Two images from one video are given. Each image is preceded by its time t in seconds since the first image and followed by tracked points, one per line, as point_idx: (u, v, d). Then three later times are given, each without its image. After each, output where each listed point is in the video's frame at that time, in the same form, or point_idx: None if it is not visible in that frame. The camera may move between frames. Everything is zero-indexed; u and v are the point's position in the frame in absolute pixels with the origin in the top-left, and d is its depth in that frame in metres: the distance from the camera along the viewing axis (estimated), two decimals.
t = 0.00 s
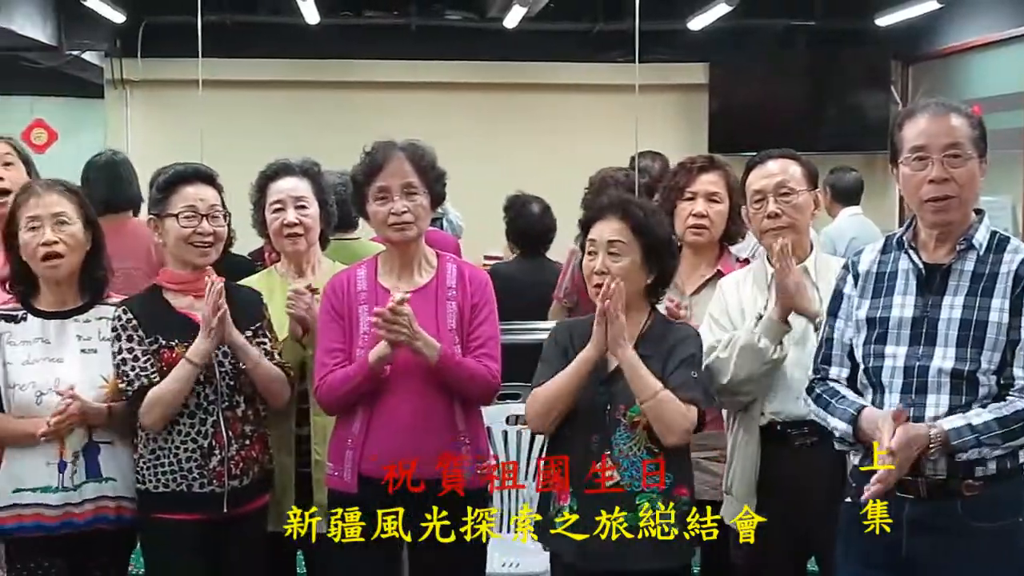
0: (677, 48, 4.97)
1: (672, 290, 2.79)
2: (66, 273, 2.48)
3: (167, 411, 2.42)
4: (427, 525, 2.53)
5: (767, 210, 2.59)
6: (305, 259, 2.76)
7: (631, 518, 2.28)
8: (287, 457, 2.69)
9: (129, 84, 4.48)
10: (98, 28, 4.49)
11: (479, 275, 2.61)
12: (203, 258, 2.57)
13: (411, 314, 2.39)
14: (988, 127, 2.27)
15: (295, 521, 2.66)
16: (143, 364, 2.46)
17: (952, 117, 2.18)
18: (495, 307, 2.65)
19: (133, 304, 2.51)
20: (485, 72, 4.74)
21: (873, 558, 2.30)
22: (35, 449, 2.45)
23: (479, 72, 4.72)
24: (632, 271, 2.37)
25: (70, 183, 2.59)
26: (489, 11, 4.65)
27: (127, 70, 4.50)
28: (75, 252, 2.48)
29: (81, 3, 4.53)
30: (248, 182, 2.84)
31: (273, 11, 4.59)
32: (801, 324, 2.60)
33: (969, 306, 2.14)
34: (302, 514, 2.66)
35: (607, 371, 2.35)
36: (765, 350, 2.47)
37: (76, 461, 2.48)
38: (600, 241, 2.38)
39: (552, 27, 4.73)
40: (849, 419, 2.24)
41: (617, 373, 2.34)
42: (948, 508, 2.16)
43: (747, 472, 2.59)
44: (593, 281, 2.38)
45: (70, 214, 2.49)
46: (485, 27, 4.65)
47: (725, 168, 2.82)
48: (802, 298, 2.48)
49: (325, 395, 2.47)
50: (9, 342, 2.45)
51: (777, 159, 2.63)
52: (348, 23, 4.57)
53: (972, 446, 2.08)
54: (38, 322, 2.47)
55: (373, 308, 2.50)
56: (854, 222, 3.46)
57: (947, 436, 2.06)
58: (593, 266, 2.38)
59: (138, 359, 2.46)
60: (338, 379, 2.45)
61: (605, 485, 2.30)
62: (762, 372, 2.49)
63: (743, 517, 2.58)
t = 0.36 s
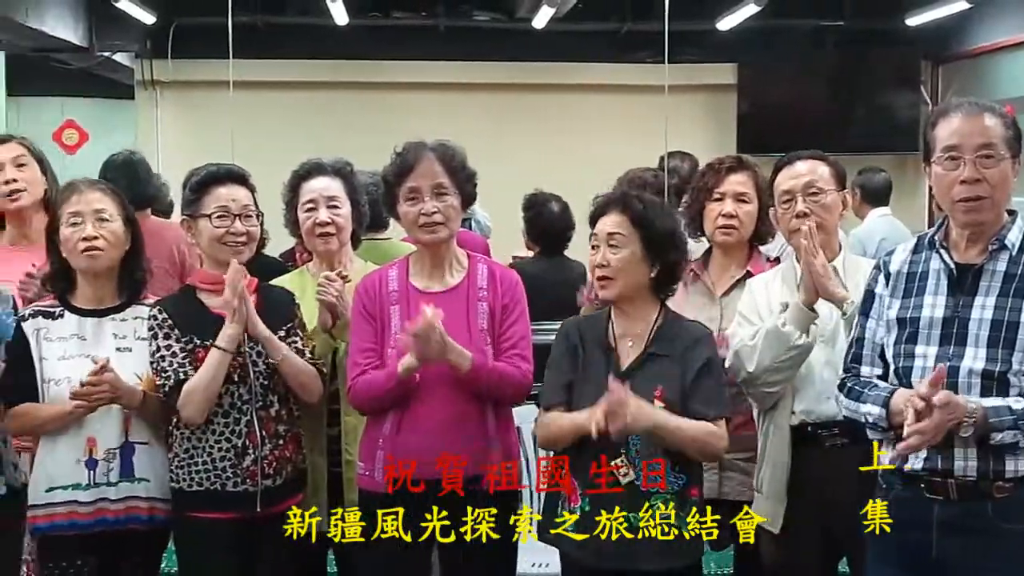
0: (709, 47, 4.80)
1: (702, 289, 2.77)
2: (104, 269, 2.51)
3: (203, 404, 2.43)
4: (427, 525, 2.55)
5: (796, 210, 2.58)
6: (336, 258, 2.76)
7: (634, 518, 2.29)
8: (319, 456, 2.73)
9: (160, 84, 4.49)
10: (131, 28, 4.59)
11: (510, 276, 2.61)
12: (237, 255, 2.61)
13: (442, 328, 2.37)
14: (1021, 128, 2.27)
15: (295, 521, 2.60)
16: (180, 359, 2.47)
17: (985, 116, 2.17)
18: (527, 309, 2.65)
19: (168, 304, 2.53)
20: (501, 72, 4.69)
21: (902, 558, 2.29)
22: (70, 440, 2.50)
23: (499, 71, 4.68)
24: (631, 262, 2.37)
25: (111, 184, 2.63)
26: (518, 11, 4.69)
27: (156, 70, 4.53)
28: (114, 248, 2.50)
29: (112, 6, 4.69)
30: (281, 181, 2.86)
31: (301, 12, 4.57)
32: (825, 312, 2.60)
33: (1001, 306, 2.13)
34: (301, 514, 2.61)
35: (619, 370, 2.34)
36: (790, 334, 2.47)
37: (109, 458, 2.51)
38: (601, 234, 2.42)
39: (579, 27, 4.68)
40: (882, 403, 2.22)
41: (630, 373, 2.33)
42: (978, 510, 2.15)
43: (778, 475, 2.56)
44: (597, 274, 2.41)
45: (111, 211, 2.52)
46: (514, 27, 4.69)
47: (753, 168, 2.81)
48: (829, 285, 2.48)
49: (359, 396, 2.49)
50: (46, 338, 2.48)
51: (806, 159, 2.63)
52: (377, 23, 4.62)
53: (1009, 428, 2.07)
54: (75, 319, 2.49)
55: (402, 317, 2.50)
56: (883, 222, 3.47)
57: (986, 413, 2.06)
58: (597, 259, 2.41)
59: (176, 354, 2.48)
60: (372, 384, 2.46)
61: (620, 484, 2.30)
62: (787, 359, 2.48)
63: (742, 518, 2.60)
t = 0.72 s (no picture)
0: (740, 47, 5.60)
1: (735, 291, 2.78)
2: (142, 271, 2.54)
3: (226, 417, 2.46)
4: (427, 525, 2.56)
5: (829, 209, 2.56)
6: (369, 257, 2.80)
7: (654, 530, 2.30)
8: (352, 454, 2.75)
9: (195, 86, 5.24)
10: (165, 30, 5.14)
11: (543, 277, 2.62)
12: (271, 254, 2.61)
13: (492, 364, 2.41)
14: None
15: (295, 521, 2.52)
16: (206, 367, 2.48)
17: (1021, 115, 2.15)
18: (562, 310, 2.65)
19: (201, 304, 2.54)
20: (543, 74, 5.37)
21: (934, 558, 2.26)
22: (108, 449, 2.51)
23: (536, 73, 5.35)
24: (654, 269, 2.37)
25: (152, 187, 2.66)
26: (551, 12, 5.21)
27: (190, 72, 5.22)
28: (153, 250, 2.53)
29: (146, 7, 5.16)
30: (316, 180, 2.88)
31: (338, 13, 5.18)
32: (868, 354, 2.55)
33: None
34: (301, 514, 2.53)
35: (637, 378, 2.36)
36: (833, 382, 2.48)
37: (149, 458, 2.53)
38: (620, 241, 2.40)
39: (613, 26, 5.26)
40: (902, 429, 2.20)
41: (648, 381, 2.33)
42: (1013, 512, 2.12)
43: (807, 480, 2.57)
44: (619, 282, 2.38)
45: (151, 214, 2.54)
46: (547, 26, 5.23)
47: (785, 167, 2.80)
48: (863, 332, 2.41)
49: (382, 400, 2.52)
50: (84, 339, 2.52)
51: (840, 159, 2.61)
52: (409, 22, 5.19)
53: None
54: (114, 320, 2.53)
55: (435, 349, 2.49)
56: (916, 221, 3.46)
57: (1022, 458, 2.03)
58: (617, 267, 2.38)
59: (203, 360, 2.49)
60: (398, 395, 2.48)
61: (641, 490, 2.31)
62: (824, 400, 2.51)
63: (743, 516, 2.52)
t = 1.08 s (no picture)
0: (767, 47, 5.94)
1: (764, 288, 2.78)
2: (176, 268, 2.57)
3: (244, 398, 2.44)
4: (428, 525, 2.59)
5: (860, 205, 2.58)
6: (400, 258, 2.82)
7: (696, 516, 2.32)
8: (379, 452, 2.76)
9: (221, 87, 5.63)
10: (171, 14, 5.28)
11: (571, 276, 2.60)
12: (298, 254, 2.62)
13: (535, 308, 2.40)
14: None
15: (295, 521, 2.51)
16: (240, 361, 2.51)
17: None
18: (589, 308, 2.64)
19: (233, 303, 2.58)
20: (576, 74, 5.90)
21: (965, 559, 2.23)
22: (135, 441, 2.53)
23: (572, 74, 5.88)
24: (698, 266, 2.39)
25: (194, 188, 2.69)
26: (577, 12, 5.74)
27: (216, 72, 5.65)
28: (189, 249, 2.56)
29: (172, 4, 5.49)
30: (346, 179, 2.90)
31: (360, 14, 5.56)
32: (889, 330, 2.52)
33: None
34: (301, 514, 2.51)
35: (666, 371, 2.34)
36: (853, 349, 2.45)
37: (176, 456, 2.54)
38: (668, 236, 2.38)
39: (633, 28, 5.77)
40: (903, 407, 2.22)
41: (677, 374, 2.33)
42: None
43: (839, 474, 2.56)
44: (663, 278, 2.36)
45: (189, 213, 2.58)
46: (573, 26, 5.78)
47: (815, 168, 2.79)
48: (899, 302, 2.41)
49: (405, 388, 2.54)
50: (116, 334, 2.54)
51: (875, 159, 2.61)
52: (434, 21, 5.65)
53: None
54: (147, 316, 2.55)
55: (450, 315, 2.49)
56: (949, 221, 3.44)
57: None
58: (662, 262, 2.36)
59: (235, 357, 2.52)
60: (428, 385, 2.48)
61: (677, 486, 2.32)
62: (848, 370, 2.48)
63: (743, 517, 2.35)
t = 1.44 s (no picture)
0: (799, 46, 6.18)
1: (791, 289, 2.77)
2: (206, 271, 2.59)
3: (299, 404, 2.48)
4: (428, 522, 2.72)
5: (892, 208, 2.57)
6: (426, 258, 2.83)
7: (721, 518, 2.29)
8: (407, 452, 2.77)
9: (248, 88, 6.10)
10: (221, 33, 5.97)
11: (599, 275, 2.60)
12: (327, 253, 2.62)
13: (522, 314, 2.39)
14: None
15: (295, 521, 2.50)
16: (268, 362, 2.51)
17: None
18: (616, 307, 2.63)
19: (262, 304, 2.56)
20: (593, 72, 6.20)
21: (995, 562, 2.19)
22: (164, 433, 2.54)
23: (589, 74, 6.20)
24: (703, 262, 2.35)
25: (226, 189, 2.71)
26: (606, 13, 5.97)
27: (245, 73, 6.09)
28: (219, 251, 2.58)
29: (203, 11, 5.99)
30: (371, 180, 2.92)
31: (388, 15, 5.98)
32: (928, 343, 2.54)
33: None
34: (301, 514, 2.51)
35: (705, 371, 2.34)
36: (886, 371, 2.45)
37: (205, 454, 2.55)
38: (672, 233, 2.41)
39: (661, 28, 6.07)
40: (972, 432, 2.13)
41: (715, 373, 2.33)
42: None
43: (868, 476, 2.55)
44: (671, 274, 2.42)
45: (221, 215, 2.59)
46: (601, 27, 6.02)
47: (840, 169, 2.77)
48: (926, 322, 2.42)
49: (445, 394, 2.50)
50: (146, 332, 2.57)
51: (908, 159, 2.60)
52: (463, 22, 6.01)
53: None
54: (176, 314, 2.58)
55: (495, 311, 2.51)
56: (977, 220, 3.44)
57: None
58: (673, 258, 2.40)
59: (263, 356, 2.52)
60: (458, 382, 2.48)
61: (702, 478, 2.32)
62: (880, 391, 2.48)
63: (742, 516, 2.28)
